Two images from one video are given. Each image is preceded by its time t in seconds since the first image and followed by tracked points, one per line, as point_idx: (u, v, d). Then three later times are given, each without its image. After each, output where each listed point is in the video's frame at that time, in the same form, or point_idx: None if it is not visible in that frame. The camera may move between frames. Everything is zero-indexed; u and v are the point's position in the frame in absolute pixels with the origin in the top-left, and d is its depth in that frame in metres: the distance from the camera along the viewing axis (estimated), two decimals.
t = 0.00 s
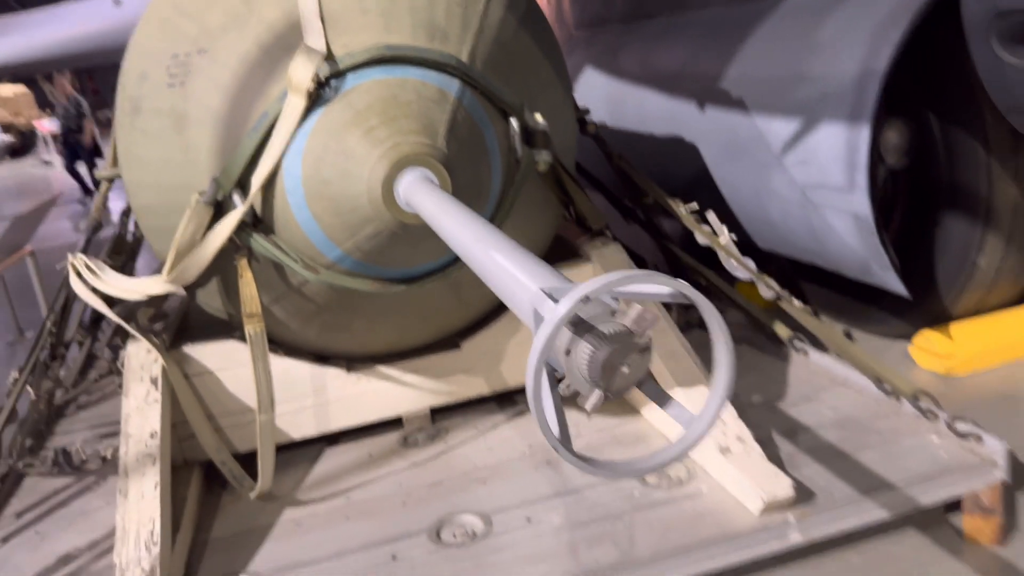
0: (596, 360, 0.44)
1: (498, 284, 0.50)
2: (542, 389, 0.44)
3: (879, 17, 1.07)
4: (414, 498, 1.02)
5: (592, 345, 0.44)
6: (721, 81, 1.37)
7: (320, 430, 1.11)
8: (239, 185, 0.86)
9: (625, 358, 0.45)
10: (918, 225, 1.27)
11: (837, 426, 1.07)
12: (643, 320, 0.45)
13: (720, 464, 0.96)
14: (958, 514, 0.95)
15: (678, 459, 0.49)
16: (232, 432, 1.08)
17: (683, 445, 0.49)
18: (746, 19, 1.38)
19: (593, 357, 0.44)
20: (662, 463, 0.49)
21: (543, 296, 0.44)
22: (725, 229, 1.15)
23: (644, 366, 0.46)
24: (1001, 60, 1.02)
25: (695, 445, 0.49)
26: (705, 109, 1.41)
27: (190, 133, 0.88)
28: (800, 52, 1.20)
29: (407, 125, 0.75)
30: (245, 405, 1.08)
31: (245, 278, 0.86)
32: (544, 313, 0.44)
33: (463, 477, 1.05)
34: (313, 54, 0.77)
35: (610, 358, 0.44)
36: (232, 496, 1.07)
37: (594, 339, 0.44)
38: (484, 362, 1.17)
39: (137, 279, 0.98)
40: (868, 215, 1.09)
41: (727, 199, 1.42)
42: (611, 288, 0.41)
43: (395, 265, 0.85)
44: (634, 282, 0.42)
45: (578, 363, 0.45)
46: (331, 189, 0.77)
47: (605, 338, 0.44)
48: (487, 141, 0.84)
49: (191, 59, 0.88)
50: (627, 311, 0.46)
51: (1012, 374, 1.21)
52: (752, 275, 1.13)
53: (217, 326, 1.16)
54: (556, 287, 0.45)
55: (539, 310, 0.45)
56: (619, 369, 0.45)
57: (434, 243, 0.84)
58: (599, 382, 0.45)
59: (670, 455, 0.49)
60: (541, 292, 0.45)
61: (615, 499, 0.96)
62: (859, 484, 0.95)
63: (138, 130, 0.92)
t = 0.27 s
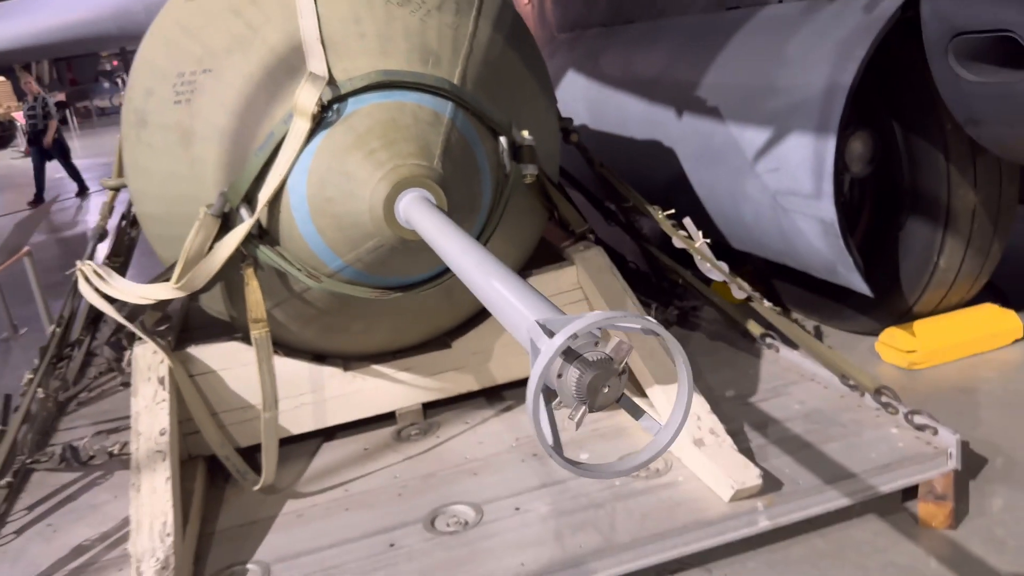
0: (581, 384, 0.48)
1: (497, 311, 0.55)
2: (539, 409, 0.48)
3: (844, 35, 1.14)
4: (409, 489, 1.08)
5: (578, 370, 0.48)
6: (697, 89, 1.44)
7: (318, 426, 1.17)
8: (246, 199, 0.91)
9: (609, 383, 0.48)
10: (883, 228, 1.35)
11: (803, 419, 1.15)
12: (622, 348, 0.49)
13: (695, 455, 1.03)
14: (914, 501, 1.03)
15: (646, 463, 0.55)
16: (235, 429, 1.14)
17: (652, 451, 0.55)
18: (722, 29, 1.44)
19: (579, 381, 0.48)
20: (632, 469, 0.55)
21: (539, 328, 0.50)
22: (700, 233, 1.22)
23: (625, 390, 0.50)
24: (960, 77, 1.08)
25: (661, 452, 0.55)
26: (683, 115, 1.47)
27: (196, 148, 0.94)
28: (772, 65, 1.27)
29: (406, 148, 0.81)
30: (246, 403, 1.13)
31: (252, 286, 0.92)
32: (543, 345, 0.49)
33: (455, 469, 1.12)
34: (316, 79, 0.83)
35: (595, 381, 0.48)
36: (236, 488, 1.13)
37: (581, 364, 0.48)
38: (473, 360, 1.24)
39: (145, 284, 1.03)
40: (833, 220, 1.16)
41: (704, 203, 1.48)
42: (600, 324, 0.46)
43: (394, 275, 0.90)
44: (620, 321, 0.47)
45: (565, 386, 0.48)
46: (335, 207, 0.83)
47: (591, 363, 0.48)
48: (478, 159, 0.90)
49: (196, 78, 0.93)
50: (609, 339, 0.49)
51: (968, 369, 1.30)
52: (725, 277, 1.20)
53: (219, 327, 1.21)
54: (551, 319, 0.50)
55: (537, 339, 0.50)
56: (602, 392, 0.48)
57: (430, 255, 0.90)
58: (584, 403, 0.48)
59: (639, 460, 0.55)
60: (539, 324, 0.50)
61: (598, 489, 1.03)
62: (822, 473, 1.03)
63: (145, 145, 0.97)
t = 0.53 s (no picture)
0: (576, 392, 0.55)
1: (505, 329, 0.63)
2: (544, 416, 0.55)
3: (812, 57, 1.23)
4: (409, 479, 1.17)
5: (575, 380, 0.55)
6: (677, 102, 1.52)
7: (321, 419, 1.25)
8: (262, 213, 0.99)
9: (602, 393, 0.55)
10: (850, 234, 1.45)
11: (774, 413, 1.25)
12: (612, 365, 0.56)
13: (673, 446, 1.12)
14: (873, 488, 1.13)
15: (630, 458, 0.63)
16: (244, 423, 1.22)
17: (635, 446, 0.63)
18: (700, 44, 1.53)
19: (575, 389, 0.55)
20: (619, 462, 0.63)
21: (543, 347, 0.57)
22: (679, 240, 1.31)
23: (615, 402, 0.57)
24: (918, 97, 1.15)
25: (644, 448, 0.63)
26: (664, 126, 1.56)
27: (213, 163, 1.01)
28: (746, 82, 1.36)
29: (413, 170, 0.89)
30: (255, 398, 1.21)
31: (267, 292, 0.99)
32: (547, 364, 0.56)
33: (451, 460, 1.20)
34: (330, 107, 0.91)
35: (589, 390, 0.55)
36: (245, 479, 1.21)
37: (577, 377, 0.55)
38: (467, 357, 1.32)
39: (161, 289, 1.10)
40: (802, 229, 1.25)
41: (683, 209, 1.57)
42: (597, 345, 0.53)
43: (399, 283, 0.99)
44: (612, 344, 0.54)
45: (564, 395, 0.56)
46: (347, 222, 0.91)
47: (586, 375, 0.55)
48: (477, 177, 0.98)
49: (213, 99, 1.00)
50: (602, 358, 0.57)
51: (927, 366, 1.40)
52: (702, 281, 1.29)
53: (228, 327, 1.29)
54: (554, 339, 0.57)
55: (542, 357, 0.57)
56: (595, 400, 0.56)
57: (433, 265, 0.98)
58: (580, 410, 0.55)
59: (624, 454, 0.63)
60: (542, 344, 0.57)
61: (584, 478, 1.12)
62: (789, 462, 1.12)
63: (164, 160, 1.04)
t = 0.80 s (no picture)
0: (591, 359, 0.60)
1: (520, 307, 0.68)
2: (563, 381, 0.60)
3: (788, 58, 1.30)
4: (406, 454, 1.23)
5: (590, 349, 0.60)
6: (660, 98, 1.59)
7: (319, 398, 1.30)
8: (271, 201, 1.04)
9: (613, 359, 0.60)
10: (823, 225, 1.53)
11: (749, 393, 1.32)
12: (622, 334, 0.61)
13: (656, 424, 1.19)
14: (842, 462, 1.21)
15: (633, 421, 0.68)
16: (246, 402, 1.27)
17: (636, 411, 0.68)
18: (682, 43, 1.60)
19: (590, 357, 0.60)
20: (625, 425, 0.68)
21: (560, 320, 0.62)
22: (662, 230, 1.38)
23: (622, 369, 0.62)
24: (887, 96, 1.23)
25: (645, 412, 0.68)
26: (647, 121, 1.63)
27: (221, 152, 1.05)
28: (725, 80, 1.43)
29: (419, 161, 0.95)
30: (257, 378, 1.26)
31: (274, 276, 1.04)
32: (564, 334, 0.61)
33: (446, 437, 1.26)
34: (340, 101, 0.96)
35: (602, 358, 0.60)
36: (247, 455, 1.26)
37: (591, 345, 0.60)
38: (459, 340, 1.38)
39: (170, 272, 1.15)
40: (777, 220, 1.32)
41: (664, 200, 1.64)
42: (609, 316, 0.59)
43: (402, 267, 1.04)
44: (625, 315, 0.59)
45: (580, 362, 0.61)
46: (357, 210, 0.97)
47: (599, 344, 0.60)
48: (477, 168, 1.05)
49: (222, 91, 1.04)
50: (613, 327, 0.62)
51: (892, 350, 1.49)
52: (683, 269, 1.36)
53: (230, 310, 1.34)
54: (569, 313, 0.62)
55: (558, 329, 0.62)
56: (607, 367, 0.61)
57: (436, 251, 1.04)
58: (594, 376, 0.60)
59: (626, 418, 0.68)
60: (558, 317, 0.63)
61: (573, 453, 1.19)
62: (763, 438, 1.20)
63: (173, 148, 1.09)
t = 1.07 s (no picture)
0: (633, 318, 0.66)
1: (560, 274, 0.74)
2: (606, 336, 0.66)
3: (782, 56, 1.37)
4: (418, 428, 1.28)
5: (631, 309, 0.66)
6: (658, 91, 1.65)
7: (332, 374, 1.36)
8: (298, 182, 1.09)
9: (651, 318, 0.66)
10: (811, 215, 1.61)
11: (743, 372, 1.40)
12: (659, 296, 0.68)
13: (657, 399, 1.26)
14: (830, 437, 1.29)
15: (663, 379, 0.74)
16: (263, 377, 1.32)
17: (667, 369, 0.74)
18: (679, 38, 1.66)
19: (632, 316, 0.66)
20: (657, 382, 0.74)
21: (604, 282, 0.68)
22: (661, 217, 1.44)
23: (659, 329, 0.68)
24: (876, 93, 1.30)
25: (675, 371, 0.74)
26: (644, 113, 1.69)
27: (247, 136, 1.10)
28: (721, 75, 1.49)
29: (444, 145, 1.01)
30: (273, 354, 1.31)
31: (300, 254, 1.08)
32: (608, 295, 0.67)
33: (455, 412, 1.32)
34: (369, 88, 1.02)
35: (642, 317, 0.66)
36: (264, 428, 1.31)
37: (632, 306, 0.66)
38: (466, 321, 1.44)
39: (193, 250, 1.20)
40: (770, 209, 1.40)
41: (660, 190, 1.71)
42: (649, 279, 0.65)
43: (423, 247, 1.10)
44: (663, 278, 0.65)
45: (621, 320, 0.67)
46: (384, 192, 1.02)
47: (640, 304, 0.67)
48: (493, 153, 1.11)
49: (249, 77, 1.09)
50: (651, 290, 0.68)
51: (876, 335, 1.57)
52: (680, 254, 1.43)
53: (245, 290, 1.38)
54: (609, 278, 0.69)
55: (601, 292, 0.68)
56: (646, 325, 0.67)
57: (455, 232, 1.10)
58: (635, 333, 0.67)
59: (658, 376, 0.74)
60: (600, 281, 0.69)
61: (578, 427, 1.25)
62: (756, 413, 1.28)
63: (200, 131, 1.13)
